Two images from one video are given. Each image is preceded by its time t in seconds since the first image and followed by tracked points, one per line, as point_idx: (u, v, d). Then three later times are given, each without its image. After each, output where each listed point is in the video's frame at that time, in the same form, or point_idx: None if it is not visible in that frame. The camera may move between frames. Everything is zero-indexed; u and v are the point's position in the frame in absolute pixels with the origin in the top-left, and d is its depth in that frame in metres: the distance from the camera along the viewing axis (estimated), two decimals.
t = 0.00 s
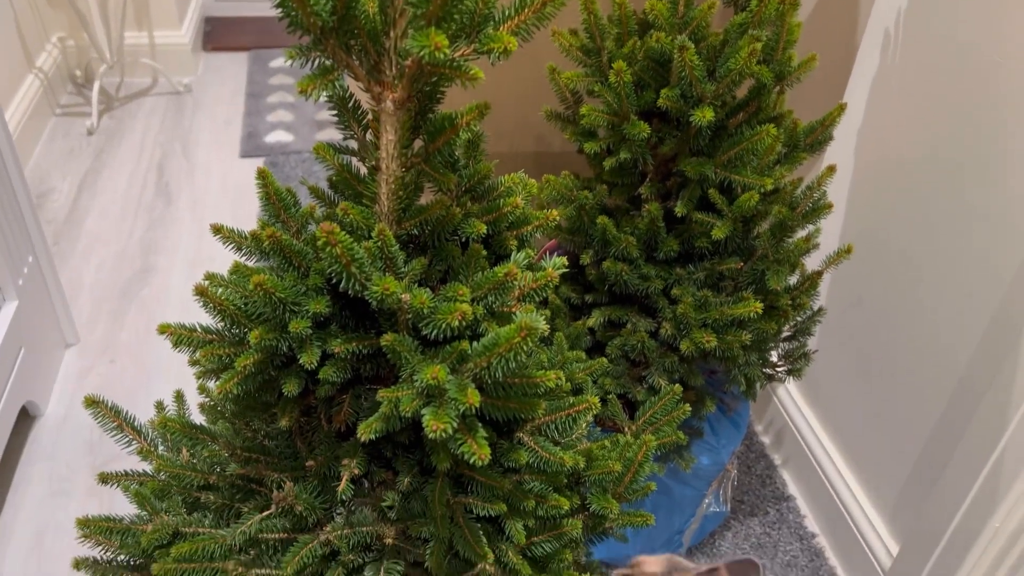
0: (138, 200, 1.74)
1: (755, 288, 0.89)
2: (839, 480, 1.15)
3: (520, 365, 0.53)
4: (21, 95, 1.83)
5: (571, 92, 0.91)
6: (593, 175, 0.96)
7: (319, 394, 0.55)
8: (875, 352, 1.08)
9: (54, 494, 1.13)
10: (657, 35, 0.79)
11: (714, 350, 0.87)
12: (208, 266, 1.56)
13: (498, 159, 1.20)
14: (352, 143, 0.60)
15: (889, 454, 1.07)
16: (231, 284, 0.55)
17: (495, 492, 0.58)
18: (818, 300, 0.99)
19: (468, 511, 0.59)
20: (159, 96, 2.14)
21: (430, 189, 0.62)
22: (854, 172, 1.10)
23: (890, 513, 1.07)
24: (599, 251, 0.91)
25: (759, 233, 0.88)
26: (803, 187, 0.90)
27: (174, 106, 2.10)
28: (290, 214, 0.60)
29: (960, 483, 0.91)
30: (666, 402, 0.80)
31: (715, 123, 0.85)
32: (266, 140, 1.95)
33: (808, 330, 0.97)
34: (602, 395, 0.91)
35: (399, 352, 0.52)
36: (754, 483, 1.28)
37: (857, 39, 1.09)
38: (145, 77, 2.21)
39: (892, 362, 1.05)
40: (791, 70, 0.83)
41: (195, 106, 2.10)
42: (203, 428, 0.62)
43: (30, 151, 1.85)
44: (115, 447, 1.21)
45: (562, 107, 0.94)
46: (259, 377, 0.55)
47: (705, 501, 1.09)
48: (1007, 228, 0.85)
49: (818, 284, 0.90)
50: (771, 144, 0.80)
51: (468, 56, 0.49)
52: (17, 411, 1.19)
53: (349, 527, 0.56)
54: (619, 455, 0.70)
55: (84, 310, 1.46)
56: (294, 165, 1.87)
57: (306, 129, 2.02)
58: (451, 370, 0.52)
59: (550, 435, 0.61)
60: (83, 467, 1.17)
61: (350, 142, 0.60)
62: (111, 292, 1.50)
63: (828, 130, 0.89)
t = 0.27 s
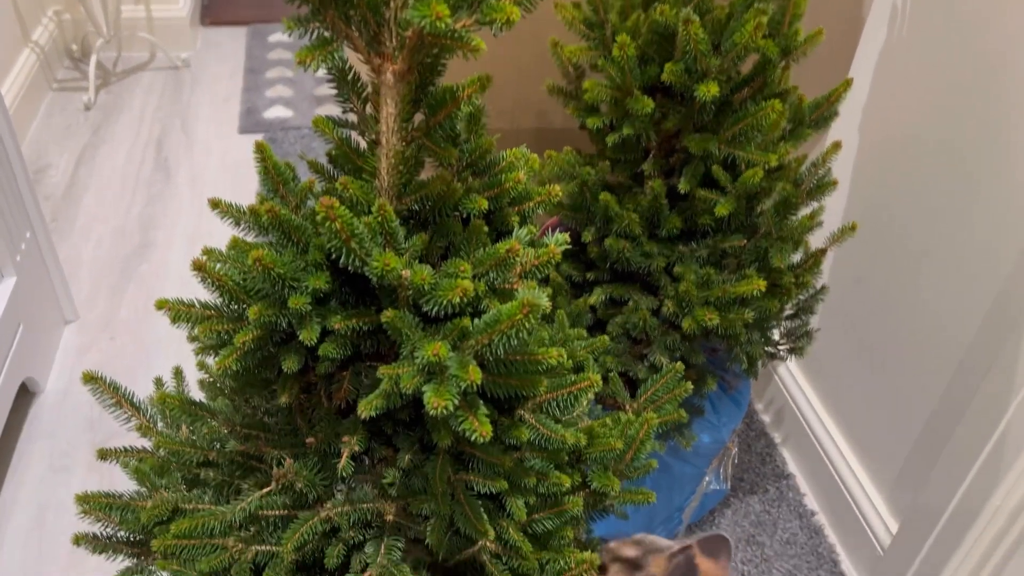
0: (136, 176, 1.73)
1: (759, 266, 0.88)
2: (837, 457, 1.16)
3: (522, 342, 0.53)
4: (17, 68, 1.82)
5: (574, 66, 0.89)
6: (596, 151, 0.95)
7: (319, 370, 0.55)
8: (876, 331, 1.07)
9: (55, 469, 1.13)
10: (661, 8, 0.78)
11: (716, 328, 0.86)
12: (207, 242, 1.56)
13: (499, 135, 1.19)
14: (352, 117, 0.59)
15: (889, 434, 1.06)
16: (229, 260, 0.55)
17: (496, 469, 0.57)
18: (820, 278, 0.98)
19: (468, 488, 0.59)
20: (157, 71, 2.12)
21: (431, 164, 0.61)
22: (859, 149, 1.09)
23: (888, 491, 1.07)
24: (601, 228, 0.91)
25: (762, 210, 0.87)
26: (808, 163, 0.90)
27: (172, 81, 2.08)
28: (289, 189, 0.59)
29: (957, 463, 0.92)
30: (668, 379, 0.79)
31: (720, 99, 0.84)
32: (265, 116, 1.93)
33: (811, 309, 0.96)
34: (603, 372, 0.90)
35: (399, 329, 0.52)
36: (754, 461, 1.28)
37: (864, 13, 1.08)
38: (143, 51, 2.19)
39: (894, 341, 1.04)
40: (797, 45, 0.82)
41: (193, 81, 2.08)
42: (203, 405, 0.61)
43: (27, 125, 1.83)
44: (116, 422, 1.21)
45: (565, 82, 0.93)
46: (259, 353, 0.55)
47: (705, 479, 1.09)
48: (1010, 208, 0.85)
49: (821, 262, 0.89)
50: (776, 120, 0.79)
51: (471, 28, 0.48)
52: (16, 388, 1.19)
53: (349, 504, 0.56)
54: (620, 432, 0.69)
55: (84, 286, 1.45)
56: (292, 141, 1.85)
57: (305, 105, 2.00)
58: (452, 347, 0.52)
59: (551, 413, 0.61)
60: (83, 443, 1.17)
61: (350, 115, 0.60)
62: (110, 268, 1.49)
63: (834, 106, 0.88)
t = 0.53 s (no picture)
0: (135, 161, 1.72)
1: (761, 252, 0.87)
2: (838, 446, 1.16)
3: (522, 329, 0.52)
4: (15, 52, 1.81)
5: (575, 49, 0.88)
6: (597, 136, 0.94)
7: (317, 356, 0.54)
8: (878, 319, 1.07)
9: (54, 454, 1.13)
10: None
11: (718, 315, 0.86)
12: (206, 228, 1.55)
13: (500, 120, 1.18)
14: (350, 100, 0.58)
15: (890, 422, 1.06)
16: (227, 244, 0.54)
17: (497, 456, 0.57)
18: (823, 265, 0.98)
19: (468, 475, 0.59)
20: (155, 55, 2.11)
21: (431, 148, 0.60)
22: (863, 135, 1.08)
23: (886, 481, 1.08)
24: (603, 214, 0.90)
25: (765, 196, 0.87)
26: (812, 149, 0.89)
27: (171, 65, 2.07)
28: (287, 173, 0.58)
29: (955, 455, 0.92)
30: (670, 366, 0.79)
31: (723, 83, 0.83)
32: (264, 101, 1.92)
33: (813, 296, 0.95)
34: (604, 359, 0.90)
35: (398, 315, 0.51)
36: (755, 449, 1.28)
37: None
38: (141, 35, 2.18)
39: (896, 330, 1.04)
40: (801, 29, 0.81)
41: (192, 66, 2.07)
42: (200, 391, 0.61)
43: (25, 109, 1.83)
44: (115, 408, 1.21)
45: (566, 66, 0.92)
46: (257, 339, 0.54)
47: (705, 466, 1.09)
48: (1011, 201, 0.84)
49: (824, 248, 0.89)
50: (779, 104, 0.78)
51: (470, 10, 0.47)
52: (15, 373, 1.18)
53: (348, 490, 0.56)
54: (621, 420, 0.69)
55: (82, 271, 1.45)
56: (292, 127, 1.84)
57: (304, 90, 1.99)
58: (451, 334, 0.51)
59: (552, 399, 0.60)
60: (82, 428, 1.17)
61: (348, 99, 0.59)
62: (109, 253, 1.49)
63: (838, 91, 0.87)
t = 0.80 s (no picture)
0: (135, 146, 1.71)
1: (765, 240, 0.87)
2: (840, 433, 1.16)
3: (525, 316, 0.51)
4: (15, 36, 1.79)
5: (579, 34, 0.87)
6: (601, 122, 0.93)
7: (318, 343, 0.54)
8: (882, 306, 1.07)
9: (55, 441, 1.13)
10: None
11: (721, 303, 0.85)
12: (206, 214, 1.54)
13: (502, 106, 1.17)
14: (351, 84, 0.58)
15: (893, 410, 1.06)
16: (227, 230, 0.54)
17: (499, 444, 0.57)
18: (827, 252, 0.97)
19: (470, 463, 0.58)
20: (155, 40, 2.09)
21: (433, 133, 0.59)
22: (868, 121, 1.07)
23: (886, 469, 1.08)
24: (606, 200, 0.89)
25: (770, 183, 0.86)
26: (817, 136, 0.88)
27: (171, 50, 2.05)
28: (287, 158, 0.58)
29: (955, 446, 0.92)
30: (673, 354, 0.78)
31: (728, 68, 0.82)
32: (265, 87, 1.91)
33: (817, 284, 0.95)
34: (606, 347, 0.89)
35: (400, 302, 0.51)
36: (757, 436, 1.27)
37: None
38: (141, 20, 2.16)
39: (900, 317, 1.03)
40: (807, 13, 0.80)
41: (192, 51, 2.06)
42: (201, 378, 0.61)
43: (25, 94, 1.82)
44: (116, 394, 1.21)
45: (569, 50, 0.91)
46: (257, 325, 0.54)
47: (707, 454, 1.08)
48: (1015, 194, 0.84)
49: (829, 236, 0.88)
50: (785, 90, 0.77)
51: None
52: (15, 359, 1.18)
53: (349, 478, 0.56)
54: (624, 407, 0.68)
55: (83, 258, 1.44)
56: (292, 112, 1.83)
57: (305, 75, 1.97)
58: (454, 321, 0.51)
59: (554, 387, 0.60)
60: (82, 414, 1.17)
61: (349, 83, 0.58)
62: (109, 239, 1.48)
63: (845, 77, 0.86)
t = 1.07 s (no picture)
0: (137, 137, 1.71)
1: (768, 231, 0.87)
2: (842, 426, 1.16)
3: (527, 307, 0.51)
4: (16, 26, 1.79)
5: (582, 24, 0.87)
6: (603, 113, 0.93)
7: (320, 335, 0.54)
8: (885, 299, 1.06)
9: (58, 431, 1.13)
10: None
11: (724, 294, 0.85)
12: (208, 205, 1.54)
13: (505, 97, 1.17)
14: (353, 74, 0.57)
15: (895, 403, 1.06)
16: (229, 221, 0.54)
17: (501, 435, 0.57)
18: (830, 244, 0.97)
19: (472, 454, 0.58)
20: (157, 31, 2.09)
21: (435, 123, 0.59)
22: (872, 112, 1.07)
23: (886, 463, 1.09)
24: (608, 192, 0.89)
25: (773, 174, 0.86)
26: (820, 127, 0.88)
27: (173, 41, 2.05)
28: (289, 148, 0.57)
29: (955, 442, 0.92)
30: (675, 346, 0.78)
31: (731, 59, 0.81)
32: (267, 78, 1.90)
33: (820, 275, 0.95)
34: (608, 338, 0.89)
35: (402, 293, 0.51)
36: (759, 428, 1.28)
37: None
38: (143, 11, 2.16)
39: (902, 310, 1.03)
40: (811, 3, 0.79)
41: (194, 41, 2.05)
42: (202, 368, 0.61)
43: (27, 84, 1.82)
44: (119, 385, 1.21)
45: (572, 41, 0.91)
46: (259, 316, 0.54)
47: (709, 446, 1.08)
48: (1018, 190, 0.84)
49: (832, 227, 0.88)
50: (788, 81, 0.77)
51: None
52: (18, 350, 1.18)
53: (351, 468, 0.56)
54: (626, 399, 0.69)
55: (85, 249, 1.44)
56: (295, 103, 1.82)
57: (307, 66, 1.97)
58: (456, 313, 0.51)
59: (556, 378, 0.60)
60: (85, 405, 1.17)
61: (351, 73, 0.58)
62: (112, 230, 1.48)
63: (849, 67, 0.86)
